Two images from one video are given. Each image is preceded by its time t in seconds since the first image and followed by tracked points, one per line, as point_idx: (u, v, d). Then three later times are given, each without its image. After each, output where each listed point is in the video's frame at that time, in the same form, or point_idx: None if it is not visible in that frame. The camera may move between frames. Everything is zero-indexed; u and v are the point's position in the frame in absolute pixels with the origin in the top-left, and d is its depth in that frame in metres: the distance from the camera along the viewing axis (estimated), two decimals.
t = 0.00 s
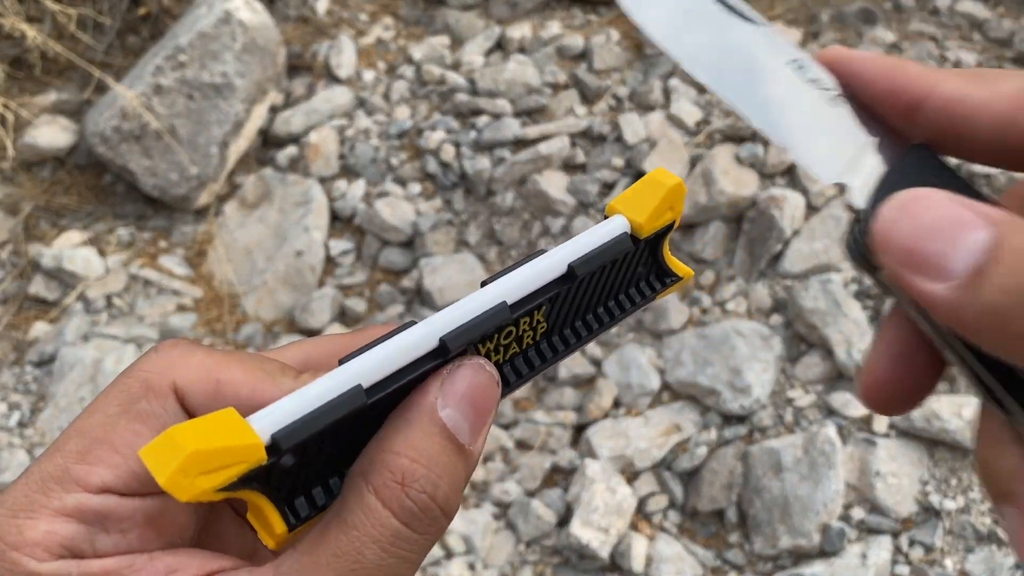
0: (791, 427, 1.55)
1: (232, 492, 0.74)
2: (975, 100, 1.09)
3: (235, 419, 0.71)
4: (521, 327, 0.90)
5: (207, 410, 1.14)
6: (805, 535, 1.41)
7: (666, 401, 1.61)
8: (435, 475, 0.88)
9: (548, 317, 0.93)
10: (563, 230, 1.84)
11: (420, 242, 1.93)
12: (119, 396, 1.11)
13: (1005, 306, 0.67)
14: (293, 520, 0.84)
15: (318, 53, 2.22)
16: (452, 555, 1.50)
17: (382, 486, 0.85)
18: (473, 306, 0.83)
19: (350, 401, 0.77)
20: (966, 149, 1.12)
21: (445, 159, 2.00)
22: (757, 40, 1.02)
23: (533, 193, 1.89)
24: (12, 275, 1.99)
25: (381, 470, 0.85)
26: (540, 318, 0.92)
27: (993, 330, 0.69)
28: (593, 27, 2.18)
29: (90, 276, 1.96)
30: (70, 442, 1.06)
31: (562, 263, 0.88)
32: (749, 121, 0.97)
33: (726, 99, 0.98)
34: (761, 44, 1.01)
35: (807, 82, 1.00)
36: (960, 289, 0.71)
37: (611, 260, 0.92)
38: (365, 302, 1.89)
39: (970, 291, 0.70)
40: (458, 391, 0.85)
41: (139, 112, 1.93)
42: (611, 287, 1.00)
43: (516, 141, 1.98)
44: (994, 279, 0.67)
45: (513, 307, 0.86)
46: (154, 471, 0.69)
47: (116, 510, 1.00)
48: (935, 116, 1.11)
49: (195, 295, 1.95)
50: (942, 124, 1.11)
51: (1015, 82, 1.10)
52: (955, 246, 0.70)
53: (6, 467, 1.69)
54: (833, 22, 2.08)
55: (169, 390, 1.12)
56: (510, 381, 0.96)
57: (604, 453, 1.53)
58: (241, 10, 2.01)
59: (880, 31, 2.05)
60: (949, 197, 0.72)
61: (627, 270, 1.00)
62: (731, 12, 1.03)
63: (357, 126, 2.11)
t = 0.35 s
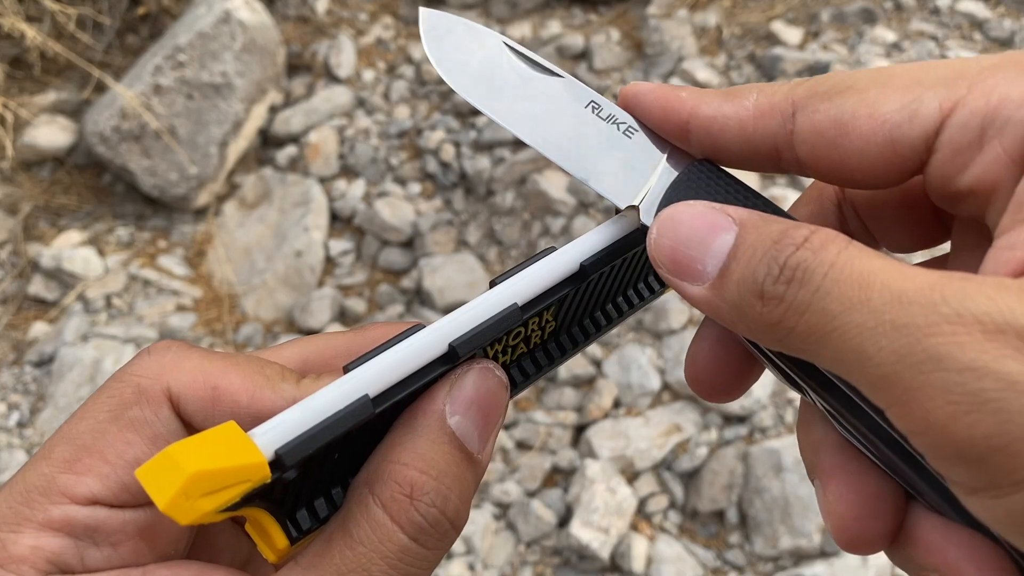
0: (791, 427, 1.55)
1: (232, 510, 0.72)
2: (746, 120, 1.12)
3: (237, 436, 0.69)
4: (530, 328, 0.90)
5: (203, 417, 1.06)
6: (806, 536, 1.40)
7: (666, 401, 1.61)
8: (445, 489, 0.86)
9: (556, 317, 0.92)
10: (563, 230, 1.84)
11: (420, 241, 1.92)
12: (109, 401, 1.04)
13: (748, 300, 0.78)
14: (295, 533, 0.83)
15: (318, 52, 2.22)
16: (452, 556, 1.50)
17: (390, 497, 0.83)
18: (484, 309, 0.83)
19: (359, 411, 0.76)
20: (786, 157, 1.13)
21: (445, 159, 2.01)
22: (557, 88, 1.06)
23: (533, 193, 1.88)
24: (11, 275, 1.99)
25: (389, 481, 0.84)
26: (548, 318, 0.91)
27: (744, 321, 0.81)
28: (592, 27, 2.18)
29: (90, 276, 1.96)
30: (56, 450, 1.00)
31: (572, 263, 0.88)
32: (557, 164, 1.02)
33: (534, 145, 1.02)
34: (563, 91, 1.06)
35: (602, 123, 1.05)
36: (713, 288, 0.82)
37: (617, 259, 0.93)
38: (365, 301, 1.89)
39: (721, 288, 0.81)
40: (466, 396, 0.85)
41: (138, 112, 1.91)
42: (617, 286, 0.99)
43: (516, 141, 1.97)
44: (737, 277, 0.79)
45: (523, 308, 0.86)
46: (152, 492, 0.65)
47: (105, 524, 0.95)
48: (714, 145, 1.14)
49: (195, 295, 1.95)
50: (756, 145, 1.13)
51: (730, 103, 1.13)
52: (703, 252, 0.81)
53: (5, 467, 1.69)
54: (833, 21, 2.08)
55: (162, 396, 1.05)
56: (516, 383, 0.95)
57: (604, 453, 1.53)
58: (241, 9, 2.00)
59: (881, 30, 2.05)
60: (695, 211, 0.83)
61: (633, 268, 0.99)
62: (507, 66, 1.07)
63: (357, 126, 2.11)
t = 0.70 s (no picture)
0: (792, 427, 1.54)
1: (231, 514, 0.73)
2: (790, 112, 1.15)
3: (236, 439, 0.69)
4: (529, 332, 0.89)
5: (203, 422, 1.06)
6: (806, 536, 1.40)
7: (666, 401, 1.61)
8: (445, 492, 0.86)
9: (556, 320, 0.91)
10: (563, 230, 1.84)
11: (420, 241, 1.92)
12: (109, 406, 1.04)
13: (782, 286, 0.80)
14: (295, 537, 0.82)
15: (317, 52, 2.22)
16: (451, 556, 1.50)
17: (391, 501, 0.83)
18: (482, 313, 0.82)
19: (356, 416, 0.75)
20: (828, 148, 1.15)
21: (445, 159, 2.00)
22: (605, 83, 1.08)
23: (534, 193, 1.88)
24: (11, 275, 1.99)
25: (389, 485, 0.83)
26: (548, 321, 0.90)
27: (780, 308, 0.82)
28: (593, 27, 2.18)
29: (90, 276, 1.95)
30: (55, 454, 1.00)
31: (572, 265, 0.87)
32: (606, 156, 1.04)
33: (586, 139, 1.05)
34: (612, 86, 1.08)
35: (650, 116, 1.06)
36: (751, 277, 0.83)
37: (619, 261, 0.92)
38: (365, 302, 1.89)
39: (758, 276, 0.83)
40: (467, 399, 0.84)
41: (138, 112, 1.91)
42: (621, 286, 0.98)
43: (516, 141, 1.97)
44: (773, 265, 0.80)
45: (521, 311, 0.85)
46: (152, 496, 0.66)
47: (105, 527, 0.95)
48: (759, 137, 1.16)
49: (195, 295, 1.94)
50: (798, 136, 1.16)
51: (774, 95, 1.16)
52: (742, 242, 0.82)
53: (5, 468, 1.68)
54: (833, 21, 2.08)
55: (162, 402, 1.05)
56: (516, 387, 0.95)
57: (604, 453, 1.53)
58: (241, 9, 2.00)
59: (881, 30, 2.05)
60: (738, 203, 0.83)
61: (636, 269, 0.98)
62: (558, 64, 1.10)
63: (357, 126, 2.11)
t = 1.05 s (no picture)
0: (792, 427, 1.55)
1: (254, 520, 0.73)
2: (804, 90, 1.17)
3: (259, 446, 0.69)
4: (549, 332, 0.89)
5: (222, 424, 1.06)
6: (806, 536, 1.40)
7: (666, 401, 1.61)
8: (468, 495, 0.86)
9: (576, 319, 0.91)
10: (563, 229, 1.83)
11: (420, 241, 1.92)
12: (128, 406, 1.04)
13: (768, 277, 0.83)
14: (316, 540, 0.82)
15: (318, 52, 2.22)
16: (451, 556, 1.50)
17: (413, 504, 0.84)
18: (505, 313, 0.81)
19: (379, 419, 0.75)
20: (840, 123, 1.17)
21: (445, 159, 2.00)
22: (623, 56, 1.09)
23: (533, 193, 1.89)
24: (11, 275, 1.99)
25: (412, 487, 0.84)
26: (568, 321, 0.89)
27: (768, 298, 0.86)
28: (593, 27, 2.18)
29: (90, 276, 1.95)
30: (75, 454, 1.00)
31: (592, 265, 0.86)
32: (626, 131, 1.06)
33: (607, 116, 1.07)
34: (629, 59, 1.08)
35: (668, 88, 1.06)
36: (739, 270, 0.86)
37: (640, 260, 0.91)
38: (365, 302, 1.89)
39: (746, 270, 0.86)
40: (488, 400, 0.84)
41: (138, 112, 1.91)
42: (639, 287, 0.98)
43: (516, 141, 1.97)
44: (758, 258, 0.84)
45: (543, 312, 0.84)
46: (175, 504, 0.66)
47: (125, 528, 0.95)
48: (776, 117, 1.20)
49: (195, 295, 1.94)
50: (813, 113, 1.17)
51: (788, 76, 1.18)
52: (729, 237, 0.85)
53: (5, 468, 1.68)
54: (833, 21, 2.08)
55: (182, 403, 1.04)
56: (536, 387, 0.95)
57: (604, 453, 1.53)
58: (241, 9, 2.00)
59: (880, 30, 2.05)
60: (729, 196, 0.86)
61: (655, 269, 0.97)
62: (576, 39, 1.11)
63: (357, 126, 2.11)
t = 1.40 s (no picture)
0: (792, 427, 1.54)
1: (232, 500, 0.75)
2: (789, 91, 1.18)
3: (235, 427, 0.71)
4: (534, 327, 0.90)
5: (209, 416, 1.07)
6: (805, 536, 1.40)
7: (666, 401, 1.61)
8: (447, 484, 0.86)
9: (563, 316, 0.92)
10: (563, 229, 1.84)
11: (420, 241, 1.92)
12: (116, 400, 1.04)
13: (765, 271, 0.85)
14: (297, 527, 0.83)
15: (318, 52, 2.22)
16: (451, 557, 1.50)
17: (392, 494, 0.83)
18: (485, 305, 0.83)
19: (356, 405, 0.76)
20: (822, 126, 1.18)
21: (445, 159, 2.00)
22: (624, 62, 1.11)
23: (534, 193, 1.89)
24: (11, 275, 1.99)
25: (391, 478, 0.83)
26: (554, 317, 0.91)
27: (769, 294, 0.87)
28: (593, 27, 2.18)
29: (90, 276, 1.96)
30: (65, 448, 1.00)
31: (577, 262, 0.88)
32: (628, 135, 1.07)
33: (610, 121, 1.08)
34: (630, 65, 1.11)
35: (665, 92, 1.08)
36: (745, 271, 0.89)
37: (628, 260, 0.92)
38: (365, 302, 1.89)
39: (750, 271, 0.88)
40: (469, 391, 0.84)
41: (138, 112, 1.92)
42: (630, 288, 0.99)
43: (516, 141, 1.97)
44: (758, 253, 0.85)
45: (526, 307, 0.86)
46: (149, 481, 0.68)
47: (114, 519, 0.94)
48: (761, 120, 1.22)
49: (195, 295, 1.94)
50: (797, 114, 1.19)
51: (776, 77, 1.20)
52: (735, 243, 0.88)
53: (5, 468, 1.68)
54: (833, 21, 2.08)
55: (169, 395, 1.05)
56: (523, 382, 0.95)
57: (604, 453, 1.53)
58: (241, 9, 2.00)
59: (881, 30, 2.05)
60: (745, 204, 0.89)
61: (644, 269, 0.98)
62: (581, 46, 1.13)
63: (357, 126, 2.11)
